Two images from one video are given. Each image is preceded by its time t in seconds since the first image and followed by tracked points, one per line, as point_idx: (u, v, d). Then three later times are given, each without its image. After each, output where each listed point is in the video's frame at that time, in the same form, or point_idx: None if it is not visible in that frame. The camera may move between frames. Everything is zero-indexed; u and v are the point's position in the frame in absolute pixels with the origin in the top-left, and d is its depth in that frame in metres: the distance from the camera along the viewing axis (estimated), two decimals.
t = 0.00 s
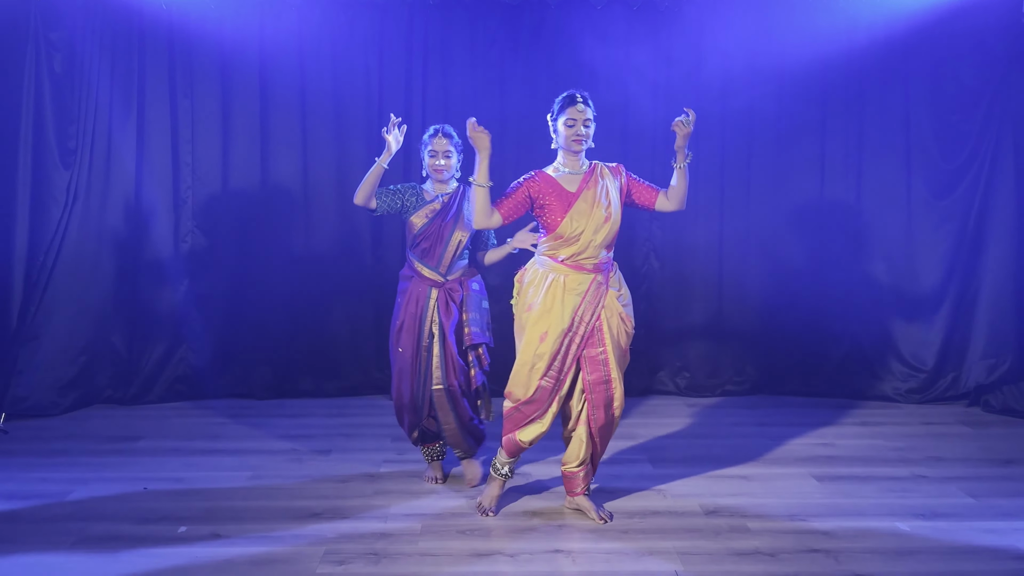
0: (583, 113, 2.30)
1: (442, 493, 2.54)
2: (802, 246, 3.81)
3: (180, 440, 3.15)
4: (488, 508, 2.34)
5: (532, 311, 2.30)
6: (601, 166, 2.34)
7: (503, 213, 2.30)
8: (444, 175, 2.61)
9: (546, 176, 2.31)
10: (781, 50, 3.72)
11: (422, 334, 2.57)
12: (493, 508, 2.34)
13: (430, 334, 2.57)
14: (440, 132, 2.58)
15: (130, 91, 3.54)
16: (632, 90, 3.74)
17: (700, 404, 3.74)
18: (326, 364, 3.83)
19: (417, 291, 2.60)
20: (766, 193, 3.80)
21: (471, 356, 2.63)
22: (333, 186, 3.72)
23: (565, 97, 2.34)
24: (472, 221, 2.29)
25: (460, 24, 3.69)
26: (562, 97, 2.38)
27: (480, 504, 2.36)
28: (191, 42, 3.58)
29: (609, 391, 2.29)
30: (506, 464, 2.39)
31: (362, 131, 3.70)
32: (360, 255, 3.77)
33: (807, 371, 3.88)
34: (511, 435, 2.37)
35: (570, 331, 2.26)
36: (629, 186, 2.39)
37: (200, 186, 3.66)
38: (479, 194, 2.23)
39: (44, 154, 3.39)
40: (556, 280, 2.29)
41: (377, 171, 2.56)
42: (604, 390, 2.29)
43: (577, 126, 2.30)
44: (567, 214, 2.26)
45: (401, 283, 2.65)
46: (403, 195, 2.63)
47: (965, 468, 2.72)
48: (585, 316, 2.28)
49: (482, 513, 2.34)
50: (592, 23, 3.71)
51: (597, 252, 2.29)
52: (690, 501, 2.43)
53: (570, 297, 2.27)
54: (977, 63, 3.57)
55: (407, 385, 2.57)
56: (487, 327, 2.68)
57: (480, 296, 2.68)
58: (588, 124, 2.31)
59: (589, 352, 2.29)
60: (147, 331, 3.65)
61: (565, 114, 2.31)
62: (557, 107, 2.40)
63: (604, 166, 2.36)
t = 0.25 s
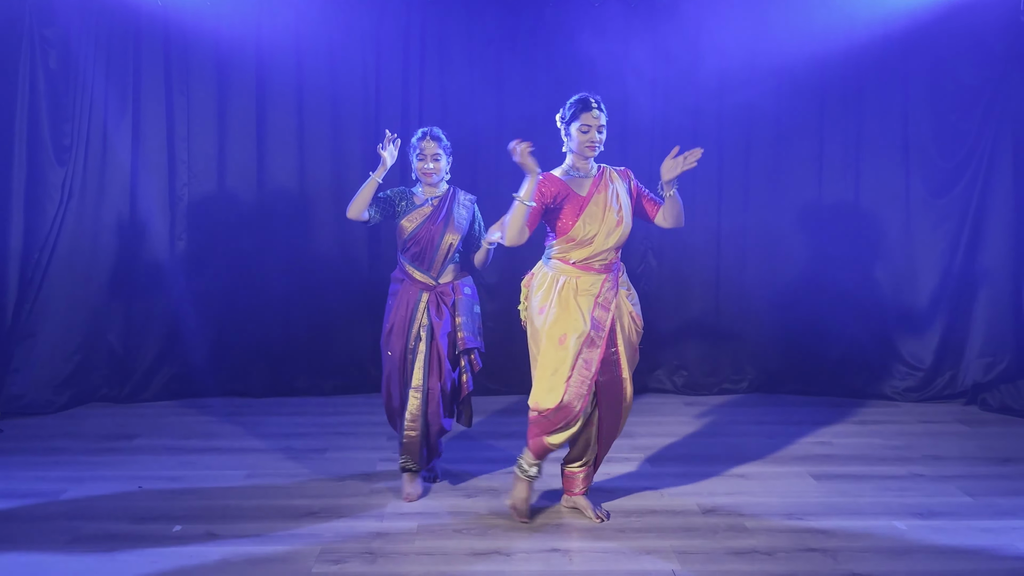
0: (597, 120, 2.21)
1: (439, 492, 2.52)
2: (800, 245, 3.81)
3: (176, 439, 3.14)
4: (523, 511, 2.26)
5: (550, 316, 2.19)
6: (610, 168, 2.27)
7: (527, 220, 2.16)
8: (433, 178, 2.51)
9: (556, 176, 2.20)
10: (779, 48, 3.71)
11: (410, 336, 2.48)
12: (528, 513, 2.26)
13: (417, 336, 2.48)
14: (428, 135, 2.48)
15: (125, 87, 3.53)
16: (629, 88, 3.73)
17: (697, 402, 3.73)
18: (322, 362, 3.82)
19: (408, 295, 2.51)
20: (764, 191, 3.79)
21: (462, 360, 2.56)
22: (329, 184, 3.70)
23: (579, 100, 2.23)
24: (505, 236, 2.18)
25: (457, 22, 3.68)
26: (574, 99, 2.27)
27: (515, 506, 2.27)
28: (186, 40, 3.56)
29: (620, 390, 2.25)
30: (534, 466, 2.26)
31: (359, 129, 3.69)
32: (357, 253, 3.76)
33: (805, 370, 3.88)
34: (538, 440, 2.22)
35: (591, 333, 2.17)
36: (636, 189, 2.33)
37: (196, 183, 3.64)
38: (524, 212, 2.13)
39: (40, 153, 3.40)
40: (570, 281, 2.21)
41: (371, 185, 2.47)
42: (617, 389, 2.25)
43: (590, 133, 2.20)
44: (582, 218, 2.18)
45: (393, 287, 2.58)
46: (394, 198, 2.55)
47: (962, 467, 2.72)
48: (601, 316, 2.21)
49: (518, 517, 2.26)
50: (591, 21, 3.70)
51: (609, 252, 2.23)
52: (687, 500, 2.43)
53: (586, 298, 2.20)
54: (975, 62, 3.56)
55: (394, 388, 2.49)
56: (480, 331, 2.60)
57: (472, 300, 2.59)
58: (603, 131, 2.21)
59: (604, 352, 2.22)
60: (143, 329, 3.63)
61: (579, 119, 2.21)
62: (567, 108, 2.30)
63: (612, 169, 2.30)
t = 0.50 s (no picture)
0: (608, 128, 2.16)
1: (435, 491, 2.51)
2: (797, 243, 3.80)
3: (171, 437, 3.12)
4: (626, 534, 2.09)
5: (557, 322, 2.17)
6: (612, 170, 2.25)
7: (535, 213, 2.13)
8: (422, 181, 2.48)
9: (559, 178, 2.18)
10: (777, 44, 3.70)
11: (401, 342, 2.46)
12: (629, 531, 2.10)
13: (409, 343, 2.46)
14: (417, 137, 2.48)
15: (119, 84, 3.50)
16: (626, 84, 3.71)
17: (694, 400, 3.73)
18: (318, 360, 3.80)
19: (398, 299, 2.48)
20: (761, 189, 3.78)
21: (456, 368, 2.55)
22: (325, 180, 3.68)
23: (590, 104, 2.17)
24: (536, 219, 2.07)
25: (454, 18, 3.66)
26: (584, 101, 2.20)
27: (617, 533, 2.10)
28: (181, 35, 3.53)
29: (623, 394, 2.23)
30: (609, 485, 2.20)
31: (355, 125, 3.67)
32: (353, 250, 3.74)
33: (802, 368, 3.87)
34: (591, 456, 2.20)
35: (598, 337, 2.14)
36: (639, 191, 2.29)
37: (191, 179, 3.62)
38: (568, 201, 2.06)
39: (34, 149, 3.39)
40: (573, 284, 2.19)
41: (366, 198, 2.43)
42: (621, 393, 2.22)
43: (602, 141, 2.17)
44: (583, 218, 2.16)
45: (382, 290, 2.54)
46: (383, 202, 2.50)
47: (960, 466, 2.71)
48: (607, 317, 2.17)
49: (622, 544, 2.09)
50: (588, 17, 3.68)
51: (610, 254, 2.20)
52: (684, 499, 2.42)
53: (591, 299, 2.17)
54: (973, 59, 3.55)
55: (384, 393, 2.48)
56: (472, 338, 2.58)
57: (464, 307, 2.57)
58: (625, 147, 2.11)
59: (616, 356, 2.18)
60: (137, 327, 3.62)
61: (590, 127, 2.16)
62: (576, 106, 2.23)
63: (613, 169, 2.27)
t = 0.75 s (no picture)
0: (620, 128, 2.14)
1: (432, 490, 2.50)
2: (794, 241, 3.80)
3: (166, 436, 3.10)
4: (659, 534, 2.07)
5: (564, 322, 2.13)
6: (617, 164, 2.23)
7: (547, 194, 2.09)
8: (411, 184, 2.46)
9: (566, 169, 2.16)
10: (776, 42, 3.69)
11: (394, 348, 2.44)
12: (663, 533, 2.08)
13: (401, 348, 2.45)
14: (406, 138, 2.44)
15: (114, 80, 3.48)
16: (624, 81, 3.70)
17: (692, 399, 3.72)
18: (314, 359, 3.78)
19: (388, 304, 2.46)
20: (759, 187, 3.77)
21: (451, 372, 2.56)
22: (321, 178, 3.66)
23: (600, 103, 2.13)
24: (563, 179, 2.00)
25: (450, 15, 3.64)
26: (593, 99, 2.15)
27: (651, 534, 2.07)
28: (176, 31, 3.51)
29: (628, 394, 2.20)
30: (639, 484, 2.12)
31: (351, 122, 3.65)
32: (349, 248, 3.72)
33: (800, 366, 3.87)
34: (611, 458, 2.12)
35: (607, 335, 2.10)
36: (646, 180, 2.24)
37: (186, 177, 3.60)
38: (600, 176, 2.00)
39: (27, 146, 3.36)
40: (580, 283, 2.15)
41: (359, 210, 2.41)
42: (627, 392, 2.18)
43: (613, 140, 2.15)
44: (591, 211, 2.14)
45: (370, 294, 2.51)
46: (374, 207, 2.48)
47: (958, 464, 2.71)
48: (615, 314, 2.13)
49: (656, 543, 2.06)
50: (586, 14, 3.66)
51: (619, 250, 2.17)
52: (682, 498, 2.41)
53: (598, 297, 2.13)
54: (971, 57, 3.54)
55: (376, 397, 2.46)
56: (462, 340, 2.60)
57: (454, 309, 2.57)
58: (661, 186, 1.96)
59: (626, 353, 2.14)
60: (132, 325, 3.60)
61: (600, 127, 2.13)
62: (585, 102, 2.18)
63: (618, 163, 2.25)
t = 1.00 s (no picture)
0: (635, 126, 2.10)
1: (428, 489, 2.49)
2: (792, 238, 3.79)
3: (161, 434, 3.09)
4: (659, 535, 2.06)
5: (576, 321, 2.11)
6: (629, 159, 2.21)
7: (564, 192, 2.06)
8: (399, 186, 2.43)
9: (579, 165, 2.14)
10: (773, 38, 3.67)
11: (384, 354, 2.42)
12: (664, 534, 2.07)
13: (391, 353, 2.43)
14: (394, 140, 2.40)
15: (108, 76, 3.46)
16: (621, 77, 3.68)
17: (689, 396, 3.71)
18: (310, 356, 3.77)
19: (376, 308, 2.44)
20: (756, 183, 3.76)
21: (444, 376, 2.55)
22: (316, 174, 3.65)
23: (616, 102, 2.08)
24: (584, 179, 1.98)
25: (447, 10, 3.62)
26: (608, 96, 2.10)
27: (650, 534, 2.07)
28: (171, 27, 3.49)
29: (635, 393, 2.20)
30: (643, 485, 2.12)
31: (347, 118, 3.63)
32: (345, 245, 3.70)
33: (796, 364, 3.87)
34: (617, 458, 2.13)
35: (618, 335, 2.08)
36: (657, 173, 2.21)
37: (181, 172, 3.58)
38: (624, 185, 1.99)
39: (20, 141, 3.32)
40: (594, 282, 2.12)
41: (352, 222, 2.37)
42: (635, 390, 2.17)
43: (628, 139, 2.11)
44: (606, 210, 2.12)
45: (359, 298, 2.49)
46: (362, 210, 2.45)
47: (955, 462, 2.71)
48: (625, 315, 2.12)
49: (655, 543, 2.05)
50: (583, 9, 3.65)
51: (632, 248, 2.14)
52: (678, 496, 2.40)
53: (612, 297, 2.10)
54: (969, 54, 3.53)
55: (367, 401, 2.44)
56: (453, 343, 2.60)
57: (444, 312, 2.57)
58: (670, 221, 1.99)
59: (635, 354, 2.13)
60: (127, 322, 3.58)
61: (615, 128, 2.09)
62: (599, 97, 2.13)
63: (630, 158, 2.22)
